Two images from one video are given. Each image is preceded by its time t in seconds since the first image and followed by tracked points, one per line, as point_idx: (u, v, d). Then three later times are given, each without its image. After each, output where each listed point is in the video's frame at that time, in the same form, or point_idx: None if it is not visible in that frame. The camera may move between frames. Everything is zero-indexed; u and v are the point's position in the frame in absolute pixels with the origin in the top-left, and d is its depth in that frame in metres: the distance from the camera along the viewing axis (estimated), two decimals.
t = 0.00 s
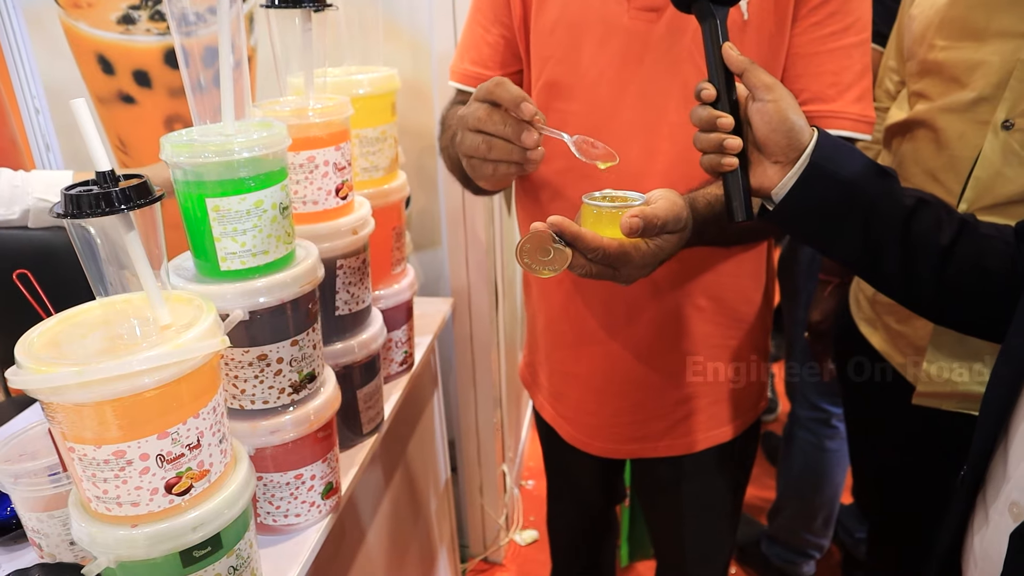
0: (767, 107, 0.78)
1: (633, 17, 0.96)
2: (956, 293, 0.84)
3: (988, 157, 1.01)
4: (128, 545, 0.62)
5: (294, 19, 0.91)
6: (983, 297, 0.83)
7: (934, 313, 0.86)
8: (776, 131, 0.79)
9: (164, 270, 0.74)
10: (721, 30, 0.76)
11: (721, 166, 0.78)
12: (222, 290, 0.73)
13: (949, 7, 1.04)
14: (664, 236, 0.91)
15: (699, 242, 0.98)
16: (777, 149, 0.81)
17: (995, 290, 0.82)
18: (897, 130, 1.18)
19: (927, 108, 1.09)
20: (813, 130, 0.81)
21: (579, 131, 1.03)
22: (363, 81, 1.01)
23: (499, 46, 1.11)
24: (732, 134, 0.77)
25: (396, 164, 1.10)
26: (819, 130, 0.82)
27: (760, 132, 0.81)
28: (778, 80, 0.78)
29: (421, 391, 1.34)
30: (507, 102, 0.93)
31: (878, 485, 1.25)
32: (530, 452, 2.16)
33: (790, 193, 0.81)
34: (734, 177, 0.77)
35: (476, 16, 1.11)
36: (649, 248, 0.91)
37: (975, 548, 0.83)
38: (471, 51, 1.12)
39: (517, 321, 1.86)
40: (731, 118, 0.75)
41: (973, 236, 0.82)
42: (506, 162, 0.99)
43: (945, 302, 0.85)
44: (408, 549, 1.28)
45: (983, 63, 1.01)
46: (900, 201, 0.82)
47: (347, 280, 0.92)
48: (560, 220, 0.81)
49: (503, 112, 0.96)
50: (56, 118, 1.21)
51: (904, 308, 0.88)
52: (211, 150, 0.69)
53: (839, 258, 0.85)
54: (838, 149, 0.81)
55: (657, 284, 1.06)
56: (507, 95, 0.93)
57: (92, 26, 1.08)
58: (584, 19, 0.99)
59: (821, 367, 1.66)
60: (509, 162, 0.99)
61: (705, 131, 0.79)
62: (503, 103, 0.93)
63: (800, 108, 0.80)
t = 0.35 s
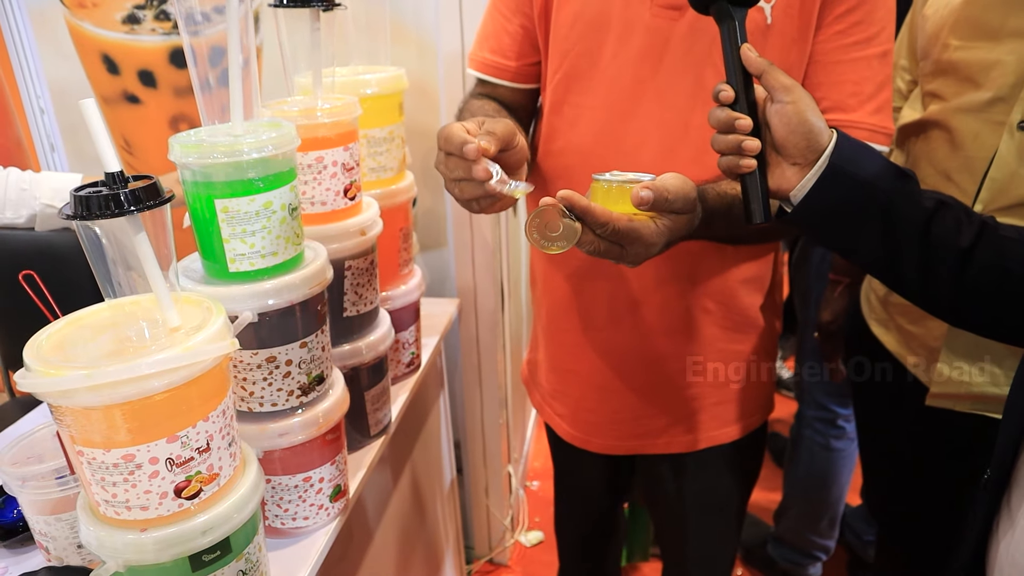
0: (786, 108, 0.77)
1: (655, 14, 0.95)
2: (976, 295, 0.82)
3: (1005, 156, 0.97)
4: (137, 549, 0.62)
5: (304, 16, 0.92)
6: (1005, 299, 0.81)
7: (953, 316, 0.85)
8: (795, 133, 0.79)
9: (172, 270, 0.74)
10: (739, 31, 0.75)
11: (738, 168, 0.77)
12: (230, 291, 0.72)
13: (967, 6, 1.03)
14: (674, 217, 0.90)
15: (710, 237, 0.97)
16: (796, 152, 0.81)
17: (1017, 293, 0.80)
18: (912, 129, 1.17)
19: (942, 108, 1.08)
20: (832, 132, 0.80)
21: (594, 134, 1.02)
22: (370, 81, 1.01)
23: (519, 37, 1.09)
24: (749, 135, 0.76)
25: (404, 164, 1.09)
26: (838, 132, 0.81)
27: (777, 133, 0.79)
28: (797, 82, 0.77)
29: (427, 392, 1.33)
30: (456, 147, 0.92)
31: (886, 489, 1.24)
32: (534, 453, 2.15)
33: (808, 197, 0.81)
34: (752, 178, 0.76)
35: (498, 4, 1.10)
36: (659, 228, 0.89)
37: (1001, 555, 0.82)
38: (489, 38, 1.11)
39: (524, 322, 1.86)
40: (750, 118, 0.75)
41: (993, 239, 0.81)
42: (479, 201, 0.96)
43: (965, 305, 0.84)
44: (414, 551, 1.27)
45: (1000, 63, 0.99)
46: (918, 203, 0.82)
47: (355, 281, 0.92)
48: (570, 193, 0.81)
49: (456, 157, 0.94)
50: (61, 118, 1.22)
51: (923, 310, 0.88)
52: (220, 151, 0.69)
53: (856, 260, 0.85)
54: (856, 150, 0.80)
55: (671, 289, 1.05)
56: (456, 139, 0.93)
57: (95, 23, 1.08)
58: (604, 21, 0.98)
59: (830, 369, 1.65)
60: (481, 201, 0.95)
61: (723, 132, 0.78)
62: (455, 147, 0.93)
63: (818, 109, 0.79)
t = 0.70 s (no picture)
0: (795, 121, 0.77)
1: (655, 35, 0.95)
2: (987, 307, 0.82)
3: (1013, 164, 0.94)
4: (139, 561, 0.61)
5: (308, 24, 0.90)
6: (1016, 311, 0.80)
7: (964, 327, 0.85)
8: (805, 146, 0.78)
9: (176, 280, 0.73)
10: (747, 43, 0.74)
11: (747, 180, 0.77)
12: (232, 301, 0.72)
13: (972, 14, 1.03)
14: (690, 256, 0.93)
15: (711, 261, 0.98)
16: (804, 165, 0.80)
17: None
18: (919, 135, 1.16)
19: (949, 117, 1.07)
20: (840, 143, 0.79)
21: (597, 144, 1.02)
22: (373, 90, 1.01)
23: (526, 62, 1.09)
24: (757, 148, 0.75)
25: (407, 174, 1.09)
26: (846, 143, 0.81)
27: (787, 146, 0.79)
28: (805, 94, 0.77)
29: (430, 401, 1.32)
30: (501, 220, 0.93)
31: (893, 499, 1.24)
32: (537, 461, 2.15)
33: (816, 212, 0.80)
34: (761, 190, 0.76)
35: (501, 29, 1.09)
36: (677, 268, 0.93)
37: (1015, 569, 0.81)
38: (493, 64, 1.11)
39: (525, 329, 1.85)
40: (759, 132, 0.74)
41: (1004, 251, 0.80)
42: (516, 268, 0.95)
43: (976, 316, 0.83)
44: (417, 562, 1.26)
45: (1006, 71, 0.99)
46: (928, 214, 0.82)
47: (358, 290, 0.92)
48: (598, 244, 0.85)
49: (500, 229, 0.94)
50: (63, 126, 1.22)
51: (933, 322, 0.87)
52: (223, 160, 0.68)
53: (864, 270, 0.85)
54: (866, 162, 0.80)
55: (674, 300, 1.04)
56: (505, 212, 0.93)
57: (102, 32, 1.09)
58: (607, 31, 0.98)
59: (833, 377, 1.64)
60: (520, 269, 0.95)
61: (732, 145, 0.78)
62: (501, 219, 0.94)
63: (826, 120, 0.78)
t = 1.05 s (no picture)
0: (800, 162, 0.77)
1: (659, 80, 0.96)
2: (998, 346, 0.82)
3: (1017, 204, 0.94)
4: None
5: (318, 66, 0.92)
6: None
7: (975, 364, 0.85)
8: (810, 186, 0.78)
9: (184, 316, 0.72)
10: (750, 84, 0.75)
11: (753, 222, 0.75)
12: (240, 338, 0.72)
13: (974, 54, 1.01)
14: (675, 320, 0.91)
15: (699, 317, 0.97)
16: (810, 205, 0.79)
17: None
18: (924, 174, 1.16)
19: (952, 155, 1.07)
20: (845, 184, 0.80)
21: (603, 185, 1.03)
22: (383, 129, 1.02)
23: (535, 100, 1.10)
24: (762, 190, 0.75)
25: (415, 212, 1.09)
26: (853, 183, 0.81)
27: (792, 187, 0.79)
28: (809, 135, 0.77)
29: (434, 441, 1.30)
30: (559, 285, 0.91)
31: (906, 541, 1.21)
32: (541, 501, 2.11)
33: (824, 249, 0.80)
34: (768, 233, 0.74)
35: (512, 67, 1.10)
36: (662, 334, 0.90)
37: None
38: (503, 102, 1.12)
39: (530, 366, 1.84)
40: (764, 172, 0.74)
41: (1012, 289, 0.81)
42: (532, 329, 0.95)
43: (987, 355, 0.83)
44: None
45: (1007, 111, 0.98)
46: (935, 254, 0.82)
47: (365, 328, 0.92)
48: (582, 313, 0.80)
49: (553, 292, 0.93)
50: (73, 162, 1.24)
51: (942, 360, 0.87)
52: (234, 198, 0.69)
53: (873, 309, 0.84)
54: (873, 202, 0.80)
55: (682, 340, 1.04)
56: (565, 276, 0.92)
57: (114, 71, 1.16)
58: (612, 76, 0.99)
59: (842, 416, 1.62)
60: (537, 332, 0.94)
61: (737, 185, 0.77)
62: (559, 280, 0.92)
63: (831, 161, 0.78)
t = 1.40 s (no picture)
0: (804, 223, 0.78)
1: (679, 143, 0.99)
2: (1004, 403, 0.83)
3: (1018, 262, 0.92)
4: None
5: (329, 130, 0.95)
6: None
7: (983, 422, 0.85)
8: (815, 247, 0.80)
9: (194, 374, 0.70)
10: (754, 147, 0.76)
11: (759, 281, 0.75)
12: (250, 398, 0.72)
13: (964, 119, 1.01)
14: (698, 395, 0.93)
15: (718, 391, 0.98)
16: (815, 265, 0.81)
17: None
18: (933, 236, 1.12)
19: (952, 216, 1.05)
20: (849, 245, 0.81)
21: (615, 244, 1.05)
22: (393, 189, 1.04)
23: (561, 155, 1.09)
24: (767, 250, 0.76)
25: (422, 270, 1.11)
26: (856, 243, 0.83)
27: (797, 248, 0.81)
28: (813, 197, 0.78)
29: (437, 501, 1.28)
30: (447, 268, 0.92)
31: None
32: (545, 562, 2.06)
33: (831, 308, 0.81)
34: (774, 290, 0.75)
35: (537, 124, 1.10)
36: (684, 409, 0.94)
37: None
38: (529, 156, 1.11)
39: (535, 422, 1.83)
40: (768, 233, 0.75)
41: (1017, 348, 0.82)
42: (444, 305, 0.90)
43: (994, 412, 0.84)
44: None
45: (1001, 172, 0.96)
46: (941, 312, 0.83)
47: (373, 386, 0.91)
48: (603, 388, 0.82)
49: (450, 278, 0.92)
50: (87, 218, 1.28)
51: (949, 417, 0.88)
52: (247, 257, 0.70)
53: (880, 367, 0.85)
54: (878, 262, 0.81)
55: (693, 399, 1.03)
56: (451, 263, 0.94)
57: (128, 131, 1.27)
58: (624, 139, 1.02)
59: (855, 474, 1.59)
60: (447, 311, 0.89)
61: (742, 246, 0.78)
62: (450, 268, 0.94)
63: (834, 222, 0.80)
